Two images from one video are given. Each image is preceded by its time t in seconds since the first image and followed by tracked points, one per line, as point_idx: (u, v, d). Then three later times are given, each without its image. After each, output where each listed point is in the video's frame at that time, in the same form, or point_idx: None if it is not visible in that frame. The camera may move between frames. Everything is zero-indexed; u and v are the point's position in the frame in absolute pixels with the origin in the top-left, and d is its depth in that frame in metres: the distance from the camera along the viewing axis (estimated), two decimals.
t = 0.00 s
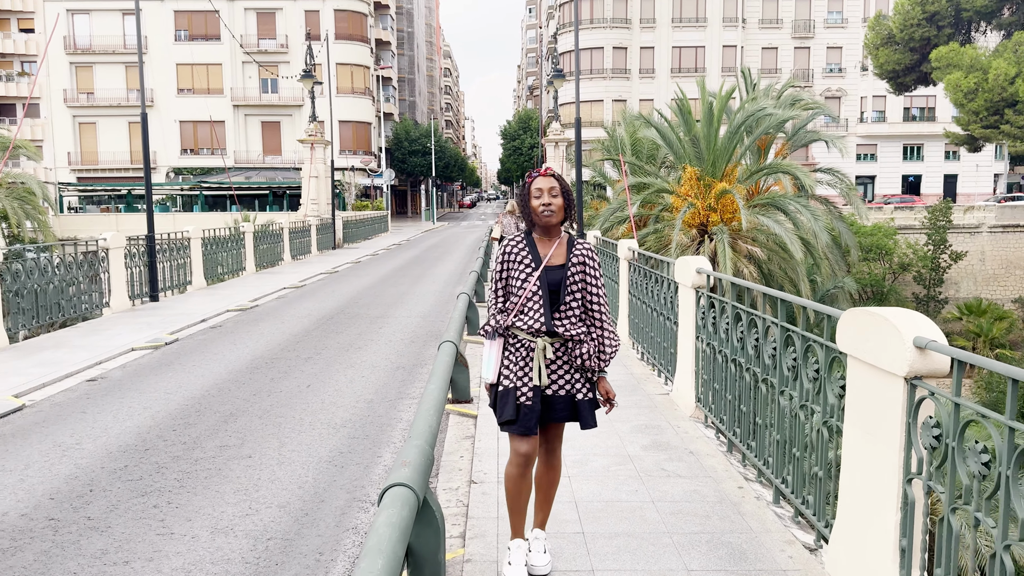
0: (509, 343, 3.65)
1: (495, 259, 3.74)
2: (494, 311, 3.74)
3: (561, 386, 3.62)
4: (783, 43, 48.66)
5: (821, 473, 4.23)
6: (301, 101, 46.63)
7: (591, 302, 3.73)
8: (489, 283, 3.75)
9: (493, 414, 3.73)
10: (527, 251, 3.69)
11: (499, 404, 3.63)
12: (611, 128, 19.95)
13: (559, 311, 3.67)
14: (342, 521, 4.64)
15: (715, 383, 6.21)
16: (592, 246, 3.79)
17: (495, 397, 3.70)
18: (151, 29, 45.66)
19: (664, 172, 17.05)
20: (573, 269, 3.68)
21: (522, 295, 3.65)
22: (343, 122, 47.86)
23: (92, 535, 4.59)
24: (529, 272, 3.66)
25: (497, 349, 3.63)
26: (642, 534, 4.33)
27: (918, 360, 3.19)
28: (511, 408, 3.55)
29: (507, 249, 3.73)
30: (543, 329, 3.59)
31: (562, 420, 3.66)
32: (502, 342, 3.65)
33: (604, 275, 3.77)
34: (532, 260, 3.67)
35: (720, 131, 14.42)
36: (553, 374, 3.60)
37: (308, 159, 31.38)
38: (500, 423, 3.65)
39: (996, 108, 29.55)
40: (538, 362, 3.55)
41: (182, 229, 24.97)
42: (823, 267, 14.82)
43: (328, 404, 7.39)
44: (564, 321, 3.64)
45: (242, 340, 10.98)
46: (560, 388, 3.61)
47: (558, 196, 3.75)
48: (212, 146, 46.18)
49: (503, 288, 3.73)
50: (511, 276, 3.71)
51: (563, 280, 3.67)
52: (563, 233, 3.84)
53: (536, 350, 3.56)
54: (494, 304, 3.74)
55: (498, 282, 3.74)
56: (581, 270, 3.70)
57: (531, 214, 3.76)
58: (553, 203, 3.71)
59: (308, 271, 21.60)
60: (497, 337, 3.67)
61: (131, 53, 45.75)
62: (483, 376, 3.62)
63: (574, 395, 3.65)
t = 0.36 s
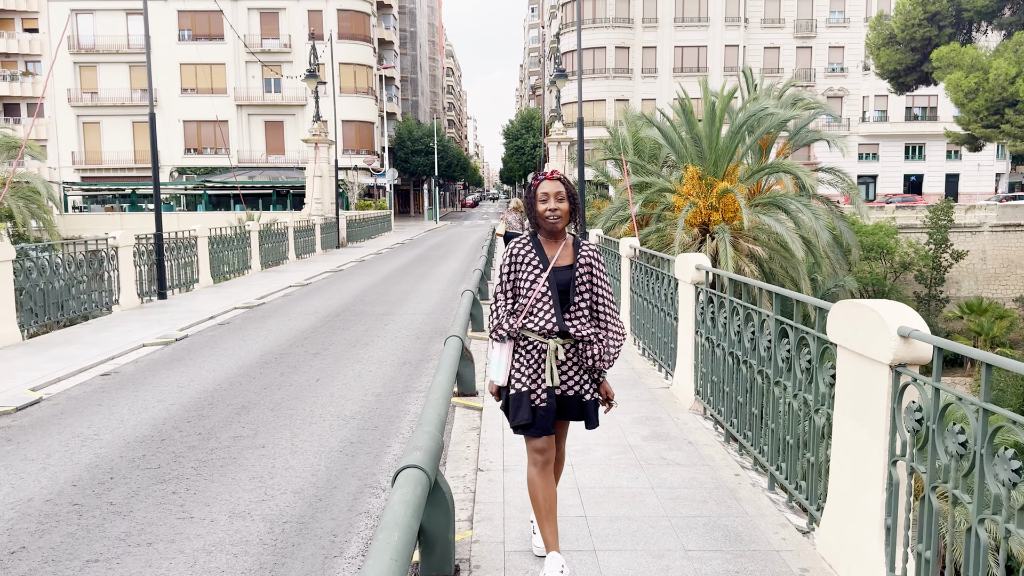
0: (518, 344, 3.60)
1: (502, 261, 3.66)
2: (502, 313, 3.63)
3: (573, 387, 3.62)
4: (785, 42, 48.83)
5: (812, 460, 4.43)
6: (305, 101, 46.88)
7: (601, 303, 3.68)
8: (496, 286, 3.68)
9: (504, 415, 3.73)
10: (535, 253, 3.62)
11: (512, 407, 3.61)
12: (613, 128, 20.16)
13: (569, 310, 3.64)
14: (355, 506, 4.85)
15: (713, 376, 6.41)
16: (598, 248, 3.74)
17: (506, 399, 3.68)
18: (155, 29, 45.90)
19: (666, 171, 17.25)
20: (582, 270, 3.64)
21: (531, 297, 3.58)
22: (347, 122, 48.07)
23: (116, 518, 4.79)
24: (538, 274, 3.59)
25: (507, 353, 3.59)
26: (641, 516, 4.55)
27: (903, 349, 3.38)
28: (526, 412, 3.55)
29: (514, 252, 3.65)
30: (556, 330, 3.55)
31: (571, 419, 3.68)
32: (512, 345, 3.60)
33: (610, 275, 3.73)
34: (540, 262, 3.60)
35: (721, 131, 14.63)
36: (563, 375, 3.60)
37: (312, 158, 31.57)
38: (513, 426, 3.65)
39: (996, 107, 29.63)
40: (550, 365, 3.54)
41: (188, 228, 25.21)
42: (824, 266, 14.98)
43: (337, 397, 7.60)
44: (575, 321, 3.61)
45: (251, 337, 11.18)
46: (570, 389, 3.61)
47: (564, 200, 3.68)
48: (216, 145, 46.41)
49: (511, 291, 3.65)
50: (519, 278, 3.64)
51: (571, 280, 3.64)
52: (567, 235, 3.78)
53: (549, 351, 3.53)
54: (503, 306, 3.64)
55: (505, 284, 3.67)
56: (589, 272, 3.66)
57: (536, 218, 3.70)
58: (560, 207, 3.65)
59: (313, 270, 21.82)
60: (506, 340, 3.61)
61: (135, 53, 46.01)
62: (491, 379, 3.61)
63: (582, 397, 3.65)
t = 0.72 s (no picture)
0: (526, 344, 3.54)
1: (503, 261, 3.63)
2: (508, 313, 3.56)
3: (580, 390, 3.59)
4: (787, 41, 48.96)
5: (800, 446, 4.63)
6: (307, 100, 47.10)
7: (604, 301, 3.66)
8: (499, 286, 3.64)
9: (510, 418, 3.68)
10: (536, 252, 3.60)
11: (520, 410, 3.57)
12: (615, 127, 20.30)
13: (574, 307, 3.61)
14: (361, 493, 5.04)
15: (709, 370, 6.59)
16: (599, 242, 3.73)
17: (510, 403, 3.62)
18: (158, 28, 46.14)
19: (667, 170, 17.39)
20: (583, 265, 3.62)
21: (534, 296, 3.55)
22: (349, 121, 48.26)
23: (132, 504, 4.97)
24: (540, 272, 3.57)
25: (516, 354, 3.51)
26: (636, 500, 4.75)
27: (883, 339, 3.55)
28: (536, 415, 3.51)
29: (514, 251, 3.62)
30: (561, 329, 3.51)
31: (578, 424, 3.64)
32: (520, 346, 3.53)
33: (611, 270, 3.71)
34: (541, 260, 3.58)
35: (722, 129, 14.75)
36: (569, 378, 3.57)
37: (316, 157, 31.74)
38: (521, 429, 3.61)
39: (996, 106, 29.74)
40: (556, 368, 3.50)
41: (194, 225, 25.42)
42: (824, 264, 15.13)
43: (342, 390, 7.80)
44: (580, 319, 3.57)
45: (256, 333, 11.36)
46: (575, 393, 3.58)
47: (560, 195, 3.70)
48: (219, 144, 46.62)
49: (514, 291, 3.60)
50: (522, 277, 3.61)
51: (574, 277, 3.62)
52: (566, 230, 3.78)
53: (554, 353, 3.50)
54: (506, 307, 3.60)
55: (507, 283, 3.64)
56: (591, 267, 3.64)
57: (533, 215, 3.71)
58: (556, 203, 3.66)
59: (316, 267, 22.02)
60: (514, 341, 3.53)
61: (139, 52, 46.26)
62: (503, 383, 3.50)
63: (588, 401, 3.61)
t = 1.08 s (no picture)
0: (513, 341, 3.70)
1: (496, 259, 3.78)
2: (497, 309, 3.74)
3: (563, 384, 3.61)
4: (788, 40, 49.07)
5: (783, 434, 4.83)
6: (309, 99, 47.29)
7: (594, 296, 3.71)
8: (492, 284, 3.80)
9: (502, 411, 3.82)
10: (527, 249, 3.72)
11: (506, 404, 3.71)
12: (616, 125, 20.40)
13: (559, 305, 3.67)
14: (361, 480, 5.24)
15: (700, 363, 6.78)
16: (593, 239, 3.79)
17: (501, 396, 3.77)
18: (161, 27, 46.33)
19: (667, 168, 17.54)
20: (573, 263, 3.69)
21: (522, 291, 3.68)
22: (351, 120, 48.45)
23: (141, 490, 5.17)
24: (529, 268, 3.69)
25: (502, 349, 3.67)
26: (625, 486, 4.96)
27: (857, 329, 3.73)
28: (516, 409, 3.63)
29: (507, 249, 3.77)
30: (543, 325, 3.62)
31: (565, 419, 3.63)
32: (505, 342, 3.69)
33: (604, 267, 3.75)
34: (531, 257, 3.70)
35: (722, 127, 14.87)
36: (552, 371, 3.60)
37: (318, 156, 31.91)
38: (511, 422, 3.73)
39: (995, 104, 29.85)
40: (537, 361, 3.57)
41: (197, 223, 25.63)
42: (824, 262, 15.27)
43: (344, 384, 8.00)
44: (565, 316, 3.64)
45: (259, 329, 11.56)
46: (559, 387, 3.61)
47: (557, 193, 3.78)
48: (221, 142, 46.80)
49: (505, 287, 3.76)
50: (512, 274, 3.75)
51: (561, 275, 3.69)
52: (562, 228, 3.87)
53: (536, 348, 3.58)
54: (497, 302, 3.76)
55: (500, 280, 3.79)
56: (581, 263, 3.70)
57: (530, 211, 3.81)
58: (552, 200, 3.74)
59: (318, 265, 22.22)
60: (501, 337, 3.70)
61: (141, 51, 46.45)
62: (490, 375, 3.67)
63: (576, 395, 3.63)
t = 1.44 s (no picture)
0: (507, 336, 3.81)
1: (491, 254, 3.88)
2: (492, 303, 3.85)
3: (557, 376, 3.71)
4: (789, 37, 49.14)
5: (771, 421, 5.01)
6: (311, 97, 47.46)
7: (586, 291, 3.81)
8: (488, 278, 3.90)
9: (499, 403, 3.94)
10: (521, 245, 3.81)
11: (502, 397, 3.81)
12: (617, 122, 20.56)
13: (552, 300, 3.77)
14: (365, 466, 5.43)
15: (694, 355, 6.96)
16: (586, 233, 3.87)
17: (497, 388, 3.89)
18: (163, 25, 46.47)
19: (667, 165, 17.69)
20: (565, 259, 3.78)
21: (517, 286, 3.78)
22: (353, 117, 48.68)
23: (152, 477, 5.35)
24: (523, 264, 3.79)
25: (497, 344, 3.79)
26: (620, 472, 5.15)
27: (838, 318, 3.91)
28: (513, 401, 3.74)
29: (502, 244, 3.87)
30: (535, 320, 3.71)
31: (560, 410, 3.73)
32: (500, 337, 3.80)
33: (597, 261, 3.84)
34: (525, 253, 3.79)
35: (722, 124, 15.01)
36: (547, 364, 3.71)
37: (320, 153, 32.05)
38: (509, 414, 3.85)
39: (994, 102, 29.98)
40: (531, 354, 3.68)
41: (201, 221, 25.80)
42: (824, 258, 15.41)
43: (347, 376, 8.21)
44: (557, 311, 3.75)
45: (264, 324, 11.76)
46: (554, 378, 3.70)
47: (554, 189, 3.85)
48: (223, 140, 46.96)
49: (500, 282, 3.86)
50: (506, 270, 3.85)
51: (554, 270, 3.78)
52: (557, 222, 3.95)
53: (529, 341, 3.69)
54: (492, 297, 3.87)
55: (495, 276, 3.89)
56: (574, 260, 3.80)
57: (527, 207, 3.89)
58: (549, 197, 3.82)
59: (321, 262, 22.43)
60: (496, 332, 3.81)
61: (143, 49, 46.62)
62: (486, 369, 3.80)
63: (571, 386, 3.73)
